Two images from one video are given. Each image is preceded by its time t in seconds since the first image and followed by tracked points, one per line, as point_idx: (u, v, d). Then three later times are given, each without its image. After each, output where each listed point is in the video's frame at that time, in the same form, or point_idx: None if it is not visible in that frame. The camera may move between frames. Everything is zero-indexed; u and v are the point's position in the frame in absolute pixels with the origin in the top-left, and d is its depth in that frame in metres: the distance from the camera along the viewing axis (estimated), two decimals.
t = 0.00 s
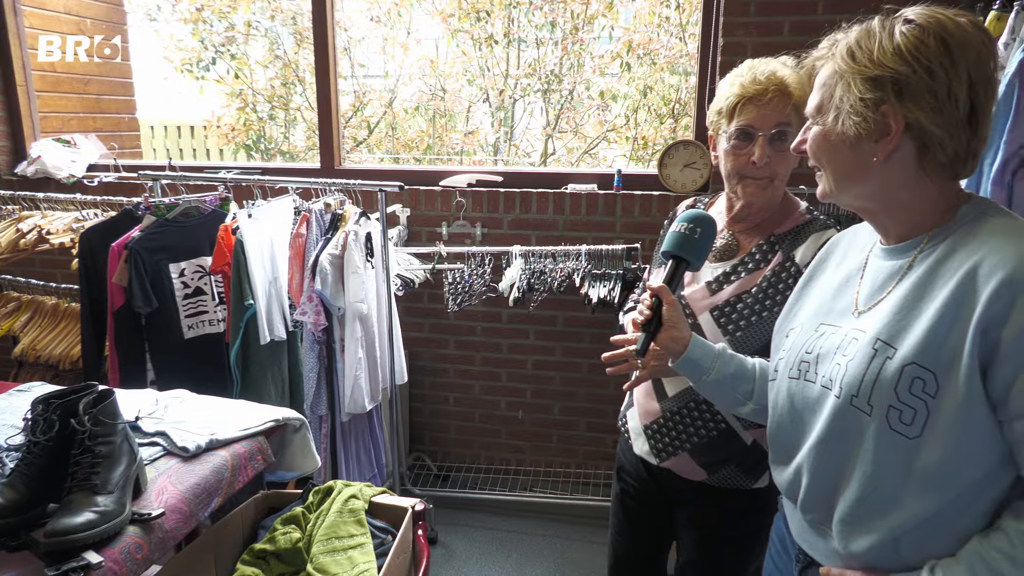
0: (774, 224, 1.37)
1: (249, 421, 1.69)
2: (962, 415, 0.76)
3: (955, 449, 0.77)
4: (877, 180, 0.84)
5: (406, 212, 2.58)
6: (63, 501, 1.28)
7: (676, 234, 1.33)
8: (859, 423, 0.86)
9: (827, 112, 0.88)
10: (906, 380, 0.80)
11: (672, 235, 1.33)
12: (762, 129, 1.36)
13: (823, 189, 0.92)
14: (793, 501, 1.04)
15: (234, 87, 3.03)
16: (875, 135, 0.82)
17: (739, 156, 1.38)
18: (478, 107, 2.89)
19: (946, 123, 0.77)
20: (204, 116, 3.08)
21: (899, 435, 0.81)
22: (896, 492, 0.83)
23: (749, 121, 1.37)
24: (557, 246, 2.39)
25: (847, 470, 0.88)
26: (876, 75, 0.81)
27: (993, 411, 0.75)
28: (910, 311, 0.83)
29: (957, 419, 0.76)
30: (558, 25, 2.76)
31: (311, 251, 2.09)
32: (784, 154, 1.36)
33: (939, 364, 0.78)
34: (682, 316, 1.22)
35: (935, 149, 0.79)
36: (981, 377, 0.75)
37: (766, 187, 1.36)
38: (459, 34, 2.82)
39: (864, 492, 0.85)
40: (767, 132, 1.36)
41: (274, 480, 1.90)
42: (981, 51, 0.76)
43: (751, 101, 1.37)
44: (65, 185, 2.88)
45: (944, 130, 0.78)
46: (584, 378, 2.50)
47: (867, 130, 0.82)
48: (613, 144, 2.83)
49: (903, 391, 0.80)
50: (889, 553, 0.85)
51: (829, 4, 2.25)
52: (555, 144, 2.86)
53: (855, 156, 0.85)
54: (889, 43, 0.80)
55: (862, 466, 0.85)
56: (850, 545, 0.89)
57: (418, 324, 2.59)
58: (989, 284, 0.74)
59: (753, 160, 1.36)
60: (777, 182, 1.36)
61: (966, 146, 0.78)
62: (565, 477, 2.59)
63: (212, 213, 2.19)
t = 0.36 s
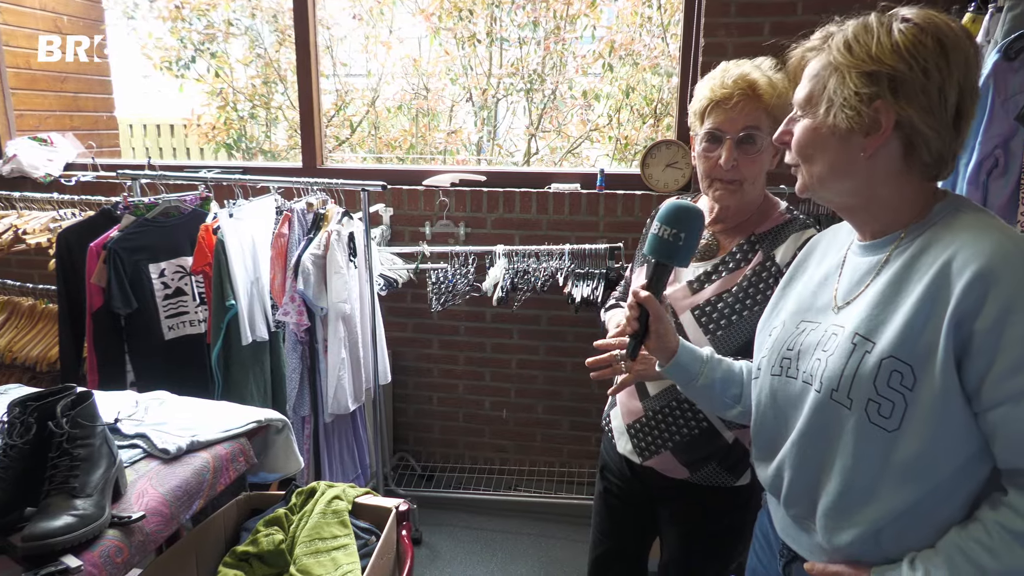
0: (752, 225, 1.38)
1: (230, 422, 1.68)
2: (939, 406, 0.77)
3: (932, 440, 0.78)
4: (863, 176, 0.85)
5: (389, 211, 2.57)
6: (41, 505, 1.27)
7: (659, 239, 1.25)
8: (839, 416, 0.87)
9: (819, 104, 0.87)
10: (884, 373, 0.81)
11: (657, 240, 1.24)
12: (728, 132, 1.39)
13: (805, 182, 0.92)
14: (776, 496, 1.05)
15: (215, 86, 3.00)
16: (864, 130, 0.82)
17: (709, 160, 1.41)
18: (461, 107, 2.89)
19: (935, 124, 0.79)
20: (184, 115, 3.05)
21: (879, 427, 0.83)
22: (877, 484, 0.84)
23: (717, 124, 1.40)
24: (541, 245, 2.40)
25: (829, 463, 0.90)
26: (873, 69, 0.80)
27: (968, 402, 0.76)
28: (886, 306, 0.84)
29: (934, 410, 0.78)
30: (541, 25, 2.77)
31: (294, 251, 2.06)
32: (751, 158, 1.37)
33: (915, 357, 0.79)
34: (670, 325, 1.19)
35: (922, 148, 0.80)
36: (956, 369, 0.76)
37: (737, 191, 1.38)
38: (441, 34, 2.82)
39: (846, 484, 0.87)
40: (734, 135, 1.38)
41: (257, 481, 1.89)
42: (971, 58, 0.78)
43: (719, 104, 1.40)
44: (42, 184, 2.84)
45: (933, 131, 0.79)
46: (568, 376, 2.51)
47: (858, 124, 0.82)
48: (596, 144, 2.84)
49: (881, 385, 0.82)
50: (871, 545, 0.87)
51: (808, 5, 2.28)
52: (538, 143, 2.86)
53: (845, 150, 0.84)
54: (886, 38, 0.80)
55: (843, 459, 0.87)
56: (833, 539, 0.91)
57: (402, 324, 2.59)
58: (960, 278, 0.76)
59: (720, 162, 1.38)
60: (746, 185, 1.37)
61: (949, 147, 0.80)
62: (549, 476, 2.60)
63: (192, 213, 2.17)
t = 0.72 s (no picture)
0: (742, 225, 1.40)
1: (224, 425, 1.67)
2: (941, 396, 0.78)
3: (935, 429, 0.79)
4: (862, 177, 0.85)
5: (382, 213, 2.57)
6: (33, 509, 1.25)
7: (684, 242, 1.14)
8: (842, 409, 0.87)
9: (810, 114, 0.87)
10: (888, 365, 0.82)
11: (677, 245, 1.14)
12: (726, 132, 1.39)
13: (804, 191, 0.91)
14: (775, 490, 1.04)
15: (206, 86, 2.99)
16: (860, 133, 0.83)
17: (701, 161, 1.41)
18: (454, 108, 2.88)
19: (928, 119, 0.81)
20: (175, 115, 3.03)
21: (881, 418, 0.83)
22: (878, 473, 0.85)
23: (714, 125, 1.40)
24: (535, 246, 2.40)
25: (831, 455, 0.90)
26: (861, 73, 0.82)
27: (967, 392, 0.78)
28: (887, 299, 0.85)
29: (937, 400, 0.79)
30: (534, 26, 2.77)
31: (286, 253, 2.08)
32: (749, 158, 1.38)
33: (918, 348, 0.81)
34: (679, 328, 1.14)
35: (919, 144, 0.82)
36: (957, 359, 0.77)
37: (732, 189, 1.39)
38: (434, 35, 2.81)
39: (849, 473, 0.87)
40: (731, 136, 1.38)
41: (251, 484, 1.88)
42: (947, 53, 0.82)
43: (716, 105, 1.40)
44: (31, 185, 2.82)
45: (928, 125, 0.81)
46: (562, 378, 2.52)
47: (856, 127, 0.82)
48: (589, 145, 2.85)
49: (884, 376, 0.83)
50: (870, 534, 0.87)
51: (801, 7, 2.30)
52: (531, 145, 2.86)
53: (843, 156, 0.85)
54: (869, 43, 0.82)
55: (847, 450, 0.87)
56: (832, 527, 0.91)
57: (395, 326, 2.59)
58: (961, 271, 0.77)
59: (719, 163, 1.38)
60: (742, 184, 1.38)
61: (940, 142, 0.83)
62: (543, 477, 2.61)
63: (184, 214, 2.15)
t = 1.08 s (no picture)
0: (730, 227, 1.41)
1: (217, 427, 1.66)
2: (931, 394, 0.79)
3: (925, 427, 0.80)
4: (848, 182, 0.85)
5: (376, 214, 2.56)
6: (23, 512, 1.24)
7: (694, 237, 1.13)
8: (834, 407, 0.88)
9: (798, 118, 0.88)
10: (879, 363, 0.83)
11: (684, 241, 1.14)
12: (713, 136, 1.39)
13: (794, 192, 0.92)
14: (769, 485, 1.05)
15: (199, 86, 2.97)
16: (844, 138, 0.83)
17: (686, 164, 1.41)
18: (448, 108, 2.88)
19: (912, 126, 0.80)
20: (168, 115, 3.02)
21: (873, 416, 0.84)
22: (869, 469, 0.85)
23: (698, 130, 1.39)
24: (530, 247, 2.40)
25: (823, 451, 0.90)
26: (846, 80, 0.82)
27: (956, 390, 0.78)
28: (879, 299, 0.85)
29: (927, 398, 0.79)
30: (529, 28, 2.77)
31: (280, 254, 2.05)
32: (733, 162, 1.39)
33: (908, 347, 0.81)
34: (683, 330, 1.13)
35: (902, 150, 0.81)
36: (947, 358, 0.78)
37: (721, 195, 1.40)
38: (429, 35, 2.80)
39: (841, 469, 0.88)
40: (717, 139, 1.38)
41: (245, 487, 1.87)
42: (938, 62, 0.80)
43: (701, 109, 1.40)
44: (22, 184, 2.80)
45: (911, 132, 0.80)
46: (556, 379, 2.52)
47: (838, 133, 0.83)
48: (583, 146, 2.84)
49: (875, 375, 0.83)
50: (857, 527, 0.88)
51: (795, 10, 2.31)
52: (526, 146, 2.86)
53: (828, 160, 0.85)
54: (856, 50, 0.81)
55: (840, 446, 0.88)
56: (820, 519, 0.91)
57: (389, 327, 2.58)
58: (950, 271, 0.77)
59: (706, 168, 1.39)
60: (729, 189, 1.40)
61: (927, 147, 0.82)
62: (538, 479, 2.60)
63: (177, 215, 2.15)
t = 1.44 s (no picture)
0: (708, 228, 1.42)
1: (199, 429, 1.64)
2: (881, 418, 0.73)
3: (876, 452, 0.74)
4: (829, 187, 0.84)
5: (363, 213, 2.55)
6: None
7: (689, 241, 1.13)
8: (796, 422, 0.84)
9: (781, 122, 0.89)
10: (833, 380, 0.78)
11: (682, 244, 1.14)
12: (681, 137, 1.39)
13: (785, 200, 0.91)
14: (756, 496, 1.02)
15: (184, 84, 2.94)
16: (821, 142, 0.83)
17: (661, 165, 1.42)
18: (436, 108, 2.86)
19: (887, 130, 0.78)
20: (152, 113, 2.99)
21: (829, 435, 0.79)
22: (823, 490, 0.81)
23: (667, 131, 1.40)
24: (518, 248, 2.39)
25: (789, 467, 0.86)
26: (819, 83, 0.81)
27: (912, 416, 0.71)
28: (845, 309, 0.80)
29: (877, 422, 0.73)
30: (517, 28, 2.76)
31: (265, 253, 2.03)
32: (703, 161, 1.38)
33: (863, 365, 0.75)
34: (681, 332, 1.12)
35: (879, 155, 0.79)
36: (899, 380, 0.72)
37: (691, 196, 1.41)
38: (416, 34, 2.79)
39: (799, 488, 0.83)
40: (685, 139, 1.39)
41: (228, 489, 1.86)
42: (924, 66, 0.77)
43: (669, 110, 1.40)
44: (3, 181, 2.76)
45: (885, 136, 0.78)
46: (543, 380, 2.52)
47: (812, 137, 0.83)
48: (571, 147, 2.84)
49: (830, 391, 0.78)
50: (816, 549, 0.83)
51: (781, 13, 2.32)
52: (513, 146, 2.85)
53: (807, 166, 0.85)
54: (832, 53, 0.81)
55: (799, 464, 0.83)
56: (781, 537, 0.88)
57: (375, 327, 2.57)
58: (905, 284, 0.71)
59: (673, 168, 1.39)
60: (700, 190, 1.40)
61: (908, 152, 0.79)
62: (524, 479, 2.60)
63: (161, 213, 2.12)
